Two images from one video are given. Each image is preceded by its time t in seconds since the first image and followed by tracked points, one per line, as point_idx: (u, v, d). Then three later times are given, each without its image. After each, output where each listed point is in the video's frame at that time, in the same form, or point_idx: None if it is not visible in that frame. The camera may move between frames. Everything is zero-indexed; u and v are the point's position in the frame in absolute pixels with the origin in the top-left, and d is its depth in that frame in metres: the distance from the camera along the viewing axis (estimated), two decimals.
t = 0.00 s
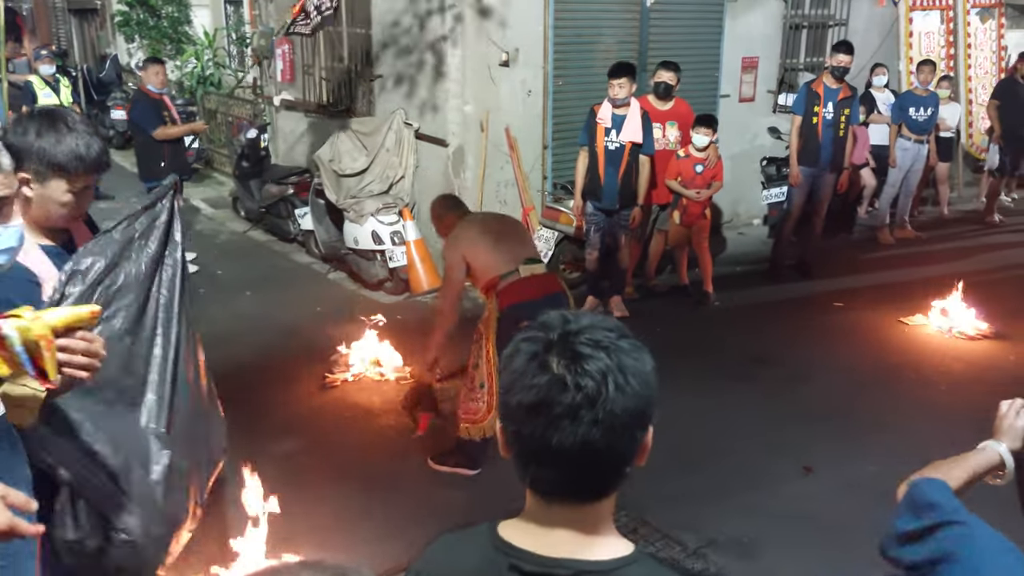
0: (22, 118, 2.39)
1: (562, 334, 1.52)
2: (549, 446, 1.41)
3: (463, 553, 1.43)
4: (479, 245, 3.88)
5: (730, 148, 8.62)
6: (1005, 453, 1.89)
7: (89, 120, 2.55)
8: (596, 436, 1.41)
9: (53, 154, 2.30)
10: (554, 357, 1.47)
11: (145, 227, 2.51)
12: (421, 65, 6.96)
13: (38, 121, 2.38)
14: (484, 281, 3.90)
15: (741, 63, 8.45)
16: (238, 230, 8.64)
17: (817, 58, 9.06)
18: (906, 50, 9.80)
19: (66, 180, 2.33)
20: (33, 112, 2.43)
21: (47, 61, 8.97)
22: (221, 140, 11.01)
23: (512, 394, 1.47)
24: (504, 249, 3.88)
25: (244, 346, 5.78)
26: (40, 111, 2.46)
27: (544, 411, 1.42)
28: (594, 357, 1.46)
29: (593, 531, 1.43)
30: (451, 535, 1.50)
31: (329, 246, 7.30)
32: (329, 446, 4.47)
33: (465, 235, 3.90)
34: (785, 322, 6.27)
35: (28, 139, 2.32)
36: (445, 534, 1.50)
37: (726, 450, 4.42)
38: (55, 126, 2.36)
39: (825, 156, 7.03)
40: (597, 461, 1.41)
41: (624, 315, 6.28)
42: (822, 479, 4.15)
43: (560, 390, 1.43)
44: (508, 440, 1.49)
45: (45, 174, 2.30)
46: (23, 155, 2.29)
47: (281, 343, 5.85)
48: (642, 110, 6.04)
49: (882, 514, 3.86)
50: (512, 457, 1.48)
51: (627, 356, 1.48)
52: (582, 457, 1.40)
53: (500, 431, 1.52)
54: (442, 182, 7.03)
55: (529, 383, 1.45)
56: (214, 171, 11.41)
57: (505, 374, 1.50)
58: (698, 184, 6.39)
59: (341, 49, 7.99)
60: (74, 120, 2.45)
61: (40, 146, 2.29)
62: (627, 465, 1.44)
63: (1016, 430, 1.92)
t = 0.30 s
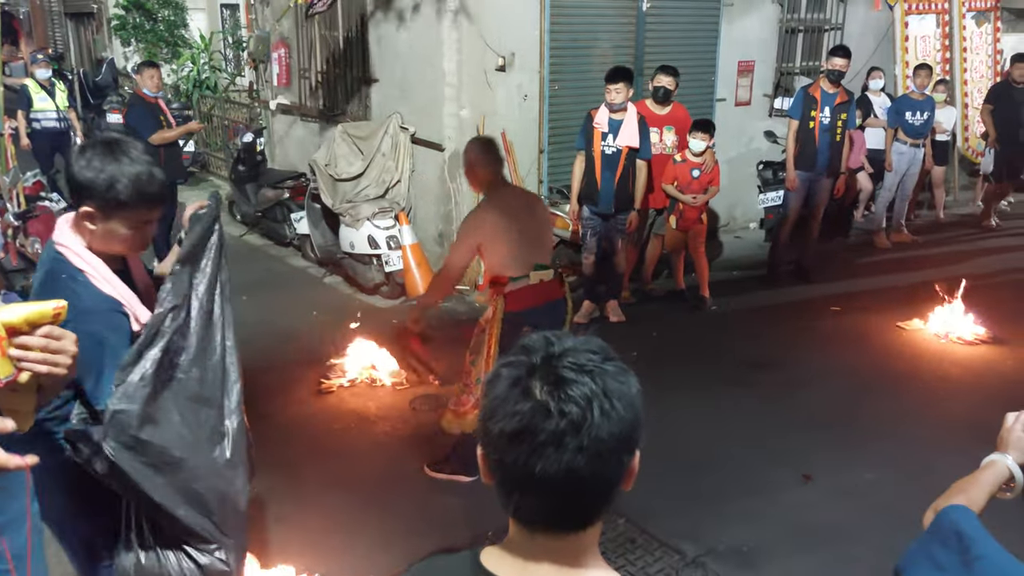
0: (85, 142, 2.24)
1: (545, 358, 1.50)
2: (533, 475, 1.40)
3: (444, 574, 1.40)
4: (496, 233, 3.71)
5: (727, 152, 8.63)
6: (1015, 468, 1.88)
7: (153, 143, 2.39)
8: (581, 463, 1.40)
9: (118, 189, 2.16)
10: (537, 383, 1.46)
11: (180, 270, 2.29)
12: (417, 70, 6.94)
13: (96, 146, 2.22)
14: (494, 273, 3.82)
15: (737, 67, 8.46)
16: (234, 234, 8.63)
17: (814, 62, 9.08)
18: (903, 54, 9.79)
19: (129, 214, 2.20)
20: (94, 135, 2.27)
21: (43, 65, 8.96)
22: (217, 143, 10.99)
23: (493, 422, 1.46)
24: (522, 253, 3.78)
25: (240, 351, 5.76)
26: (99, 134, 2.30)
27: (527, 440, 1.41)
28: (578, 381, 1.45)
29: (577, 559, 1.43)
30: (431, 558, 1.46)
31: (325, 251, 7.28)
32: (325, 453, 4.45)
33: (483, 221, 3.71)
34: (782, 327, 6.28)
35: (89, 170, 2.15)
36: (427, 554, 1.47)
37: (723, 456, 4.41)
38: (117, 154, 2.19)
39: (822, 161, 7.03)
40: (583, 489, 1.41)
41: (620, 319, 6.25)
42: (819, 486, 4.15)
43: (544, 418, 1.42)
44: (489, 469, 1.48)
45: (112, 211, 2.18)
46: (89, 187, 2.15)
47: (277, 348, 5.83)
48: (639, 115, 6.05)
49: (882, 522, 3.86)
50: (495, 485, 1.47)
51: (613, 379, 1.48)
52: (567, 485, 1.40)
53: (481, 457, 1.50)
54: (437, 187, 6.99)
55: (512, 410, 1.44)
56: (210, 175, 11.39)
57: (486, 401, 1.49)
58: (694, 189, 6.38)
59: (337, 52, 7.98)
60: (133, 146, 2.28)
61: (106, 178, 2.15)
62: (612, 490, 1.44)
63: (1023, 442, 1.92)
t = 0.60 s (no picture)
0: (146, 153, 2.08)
1: (530, 367, 1.47)
2: (525, 488, 1.37)
3: None
4: (516, 230, 3.62)
5: (722, 149, 8.61)
6: (1018, 471, 1.85)
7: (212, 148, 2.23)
8: (573, 474, 1.37)
9: (192, 202, 2.01)
10: (524, 393, 1.42)
11: (219, 293, 2.04)
12: (411, 67, 6.90)
13: (160, 156, 2.06)
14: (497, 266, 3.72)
15: (733, 63, 8.43)
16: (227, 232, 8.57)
17: (810, 59, 9.00)
18: (898, 50, 9.77)
19: (202, 228, 2.05)
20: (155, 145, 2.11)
21: (33, 61, 8.88)
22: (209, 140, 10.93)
23: (480, 436, 1.42)
24: (530, 254, 3.70)
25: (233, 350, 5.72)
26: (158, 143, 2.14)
27: (518, 452, 1.38)
28: (566, 389, 1.42)
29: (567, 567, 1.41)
30: None
31: (319, 250, 7.29)
32: (321, 453, 4.42)
33: (505, 217, 3.59)
34: (777, 325, 6.26)
35: (159, 184, 2.00)
36: None
37: (719, 455, 4.39)
38: (183, 162, 2.05)
39: (818, 159, 7.01)
40: (576, 499, 1.38)
41: (616, 317, 6.25)
42: (816, 485, 4.13)
43: (533, 428, 1.38)
44: (477, 483, 1.44)
45: (184, 227, 2.03)
46: (160, 202, 2.00)
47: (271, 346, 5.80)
48: (635, 112, 6.02)
49: (878, 521, 3.84)
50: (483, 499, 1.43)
51: (601, 386, 1.45)
52: (559, 496, 1.37)
53: (468, 471, 1.47)
54: (432, 185, 6.95)
55: (500, 422, 1.40)
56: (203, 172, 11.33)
57: (472, 414, 1.45)
58: (691, 187, 6.36)
59: (330, 50, 7.94)
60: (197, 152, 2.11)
61: (178, 191, 2.00)
62: (604, 497, 1.42)
63: None
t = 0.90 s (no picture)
0: (196, 154, 2.00)
1: (530, 375, 1.47)
2: (532, 497, 1.37)
3: None
4: (494, 220, 3.64)
5: (716, 147, 8.62)
6: (1011, 475, 1.87)
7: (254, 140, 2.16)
8: (578, 480, 1.37)
9: (256, 194, 1.95)
10: (526, 401, 1.42)
11: (288, 295, 2.01)
12: (403, 66, 6.88)
13: (208, 153, 1.98)
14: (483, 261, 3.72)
15: (726, 62, 8.43)
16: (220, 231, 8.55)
17: (801, 57, 9.06)
18: (890, 48, 9.79)
19: (267, 219, 1.98)
20: (202, 145, 2.03)
21: (24, 60, 8.84)
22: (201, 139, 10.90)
23: (484, 446, 1.41)
24: (511, 243, 3.66)
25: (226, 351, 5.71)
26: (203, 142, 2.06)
27: (523, 461, 1.37)
28: (568, 396, 1.42)
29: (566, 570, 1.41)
30: None
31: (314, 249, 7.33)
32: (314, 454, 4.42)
33: (483, 206, 3.63)
34: (771, 324, 6.28)
35: (221, 181, 1.93)
36: None
37: (714, 455, 4.40)
38: (236, 154, 1.97)
39: (811, 157, 7.03)
40: (582, 506, 1.38)
41: (610, 317, 6.27)
42: (810, 484, 4.14)
43: (536, 436, 1.38)
44: (482, 493, 1.44)
45: (251, 220, 1.96)
46: (223, 198, 1.92)
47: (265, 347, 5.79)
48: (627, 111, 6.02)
49: (872, 519, 3.85)
50: (488, 508, 1.43)
51: (603, 392, 1.45)
52: (565, 503, 1.37)
53: (471, 481, 1.46)
54: (425, 184, 6.94)
55: (504, 431, 1.40)
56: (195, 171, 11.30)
57: (474, 424, 1.44)
58: (685, 186, 6.36)
59: (323, 48, 7.93)
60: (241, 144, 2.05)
61: (240, 184, 1.93)
62: (609, 503, 1.42)
63: (1019, 451, 1.91)
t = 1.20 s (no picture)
0: (268, 148, 2.03)
1: (549, 375, 1.45)
2: (562, 497, 1.37)
3: None
4: (471, 213, 3.65)
5: (712, 142, 8.64)
6: (1007, 466, 1.88)
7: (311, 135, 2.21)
8: (607, 479, 1.38)
9: (338, 178, 2.00)
10: (549, 401, 1.41)
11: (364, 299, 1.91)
12: (399, 62, 6.92)
13: (281, 146, 2.02)
14: (463, 256, 3.72)
15: (722, 57, 8.44)
16: (218, 228, 8.56)
17: (798, 52, 9.09)
18: (886, 43, 9.79)
19: (347, 202, 2.04)
20: (270, 140, 2.06)
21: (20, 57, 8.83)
22: (198, 136, 10.91)
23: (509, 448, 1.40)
24: (489, 235, 3.65)
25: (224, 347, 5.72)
26: (269, 139, 2.09)
27: (552, 464, 1.37)
28: (593, 395, 1.42)
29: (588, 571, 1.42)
30: None
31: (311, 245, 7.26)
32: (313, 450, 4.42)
33: (459, 200, 3.64)
34: (768, 318, 6.29)
35: (304, 168, 1.97)
36: None
37: (712, 449, 4.42)
38: (309, 142, 2.02)
39: (807, 152, 7.04)
40: (608, 503, 1.39)
41: (607, 311, 6.30)
42: (808, 478, 4.16)
43: (563, 437, 1.37)
44: (505, 494, 1.43)
45: (336, 203, 2.01)
46: (307, 184, 1.97)
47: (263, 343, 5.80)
48: (624, 106, 6.03)
49: (869, 512, 3.87)
50: (513, 510, 1.42)
51: (622, 389, 1.45)
52: (594, 502, 1.37)
53: (493, 483, 1.45)
54: (422, 180, 6.95)
55: (531, 433, 1.39)
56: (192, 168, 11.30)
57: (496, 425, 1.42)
58: (681, 180, 6.40)
59: (319, 45, 7.94)
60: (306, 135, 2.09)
61: (322, 169, 1.98)
62: (631, 498, 1.43)
63: (1015, 441, 1.91)
